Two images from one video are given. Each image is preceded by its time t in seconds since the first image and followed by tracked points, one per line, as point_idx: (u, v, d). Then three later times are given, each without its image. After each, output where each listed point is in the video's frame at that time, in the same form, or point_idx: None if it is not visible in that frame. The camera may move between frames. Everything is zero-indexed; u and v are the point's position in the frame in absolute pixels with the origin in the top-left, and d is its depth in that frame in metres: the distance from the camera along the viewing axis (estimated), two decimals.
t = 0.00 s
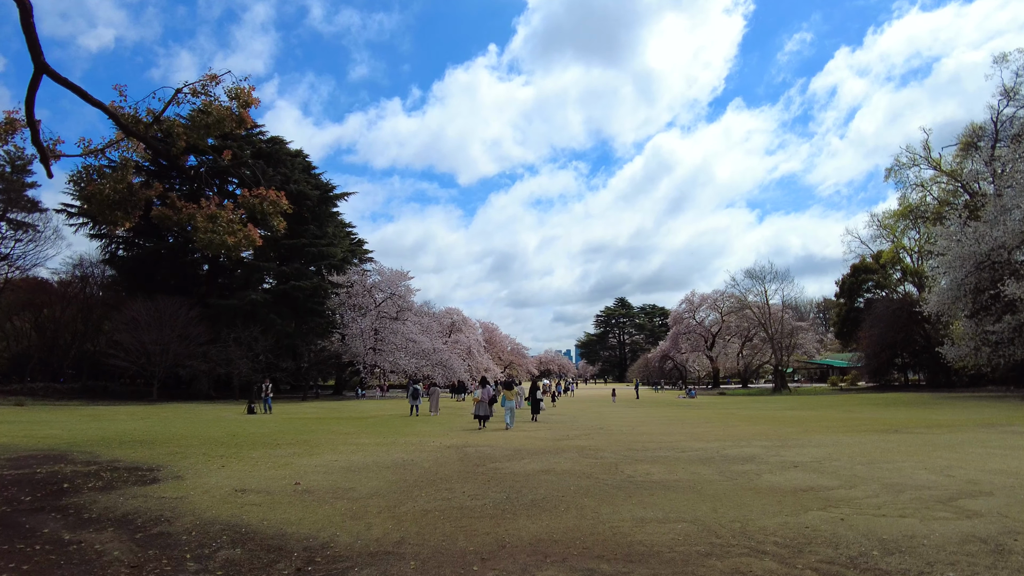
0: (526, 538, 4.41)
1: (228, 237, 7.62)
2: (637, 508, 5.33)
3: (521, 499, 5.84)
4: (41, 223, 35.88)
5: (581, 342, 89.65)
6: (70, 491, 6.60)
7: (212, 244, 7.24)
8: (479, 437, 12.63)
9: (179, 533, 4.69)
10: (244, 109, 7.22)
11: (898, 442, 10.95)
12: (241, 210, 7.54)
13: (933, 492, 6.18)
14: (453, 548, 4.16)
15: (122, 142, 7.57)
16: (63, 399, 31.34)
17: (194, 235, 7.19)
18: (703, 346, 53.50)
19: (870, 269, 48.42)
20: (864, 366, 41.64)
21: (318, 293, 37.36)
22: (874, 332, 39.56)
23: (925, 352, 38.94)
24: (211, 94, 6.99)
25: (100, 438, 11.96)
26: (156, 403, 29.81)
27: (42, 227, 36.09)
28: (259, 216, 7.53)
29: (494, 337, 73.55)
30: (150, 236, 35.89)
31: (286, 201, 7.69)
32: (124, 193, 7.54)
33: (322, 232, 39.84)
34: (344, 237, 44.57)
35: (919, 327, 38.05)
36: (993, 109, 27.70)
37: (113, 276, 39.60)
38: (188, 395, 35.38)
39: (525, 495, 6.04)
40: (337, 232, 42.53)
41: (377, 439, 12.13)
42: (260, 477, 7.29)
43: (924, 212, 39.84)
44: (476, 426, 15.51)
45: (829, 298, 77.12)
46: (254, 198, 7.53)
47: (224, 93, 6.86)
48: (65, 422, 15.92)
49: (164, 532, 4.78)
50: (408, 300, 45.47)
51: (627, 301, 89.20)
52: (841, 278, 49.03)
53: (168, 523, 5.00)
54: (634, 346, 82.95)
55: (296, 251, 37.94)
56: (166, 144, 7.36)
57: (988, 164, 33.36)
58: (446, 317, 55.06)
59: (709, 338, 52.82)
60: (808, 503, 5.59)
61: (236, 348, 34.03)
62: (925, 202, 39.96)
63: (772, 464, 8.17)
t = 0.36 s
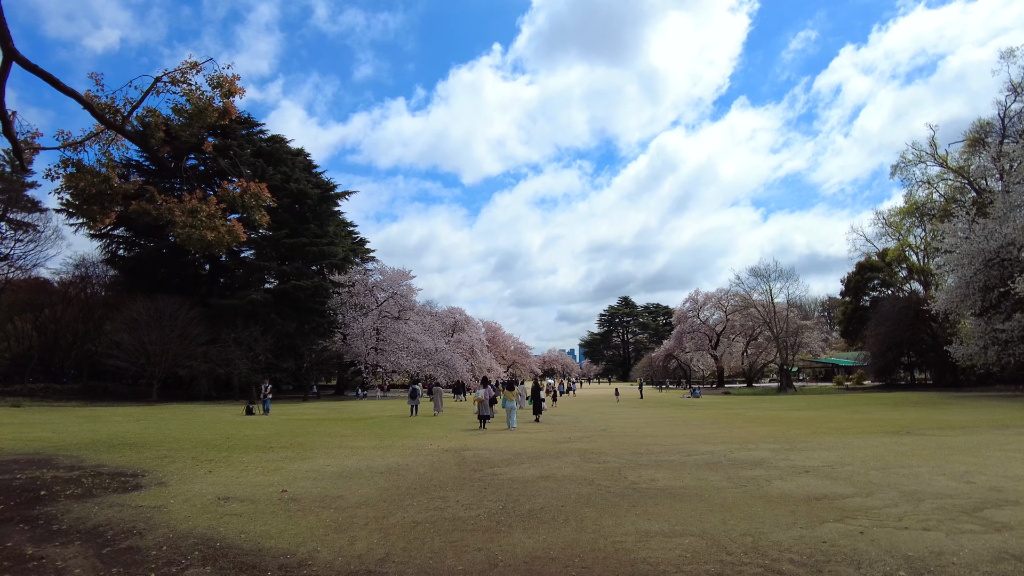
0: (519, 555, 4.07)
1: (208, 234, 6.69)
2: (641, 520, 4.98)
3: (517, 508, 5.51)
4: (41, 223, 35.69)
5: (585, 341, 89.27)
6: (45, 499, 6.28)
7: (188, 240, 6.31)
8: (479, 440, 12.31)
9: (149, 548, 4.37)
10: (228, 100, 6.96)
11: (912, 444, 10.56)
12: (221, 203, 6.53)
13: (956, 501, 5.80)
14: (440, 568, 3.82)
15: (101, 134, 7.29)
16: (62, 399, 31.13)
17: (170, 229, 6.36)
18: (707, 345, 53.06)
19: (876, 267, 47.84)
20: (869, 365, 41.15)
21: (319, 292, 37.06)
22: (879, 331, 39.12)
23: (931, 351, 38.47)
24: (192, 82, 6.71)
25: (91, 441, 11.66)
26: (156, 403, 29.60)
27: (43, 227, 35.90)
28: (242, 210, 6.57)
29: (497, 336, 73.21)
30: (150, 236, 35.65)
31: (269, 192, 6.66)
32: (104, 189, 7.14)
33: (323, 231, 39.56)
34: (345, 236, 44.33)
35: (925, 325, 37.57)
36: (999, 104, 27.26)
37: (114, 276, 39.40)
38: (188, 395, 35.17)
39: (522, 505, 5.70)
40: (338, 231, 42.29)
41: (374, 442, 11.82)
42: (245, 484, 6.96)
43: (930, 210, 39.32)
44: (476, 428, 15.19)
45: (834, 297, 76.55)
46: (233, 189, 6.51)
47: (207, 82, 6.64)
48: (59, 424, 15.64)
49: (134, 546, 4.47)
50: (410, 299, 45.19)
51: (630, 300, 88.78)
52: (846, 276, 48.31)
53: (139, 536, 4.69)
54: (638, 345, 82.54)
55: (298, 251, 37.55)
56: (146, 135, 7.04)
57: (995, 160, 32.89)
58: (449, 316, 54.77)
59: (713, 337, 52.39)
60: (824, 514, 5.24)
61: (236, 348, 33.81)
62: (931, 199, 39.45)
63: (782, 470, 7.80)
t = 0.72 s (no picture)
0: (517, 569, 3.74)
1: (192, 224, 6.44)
2: (649, 530, 4.63)
3: (517, 517, 5.16)
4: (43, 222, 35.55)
5: (590, 341, 88.80)
6: (22, 504, 5.98)
7: (169, 230, 6.10)
8: (480, 441, 12.01)
9: (118, 559, 4.07)
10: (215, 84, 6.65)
11: (927, 446, 10.20)
12: (203, 191, 6.30)
13: (984, 508, 5.44)
14: None
15: (85, 121, 7.05)
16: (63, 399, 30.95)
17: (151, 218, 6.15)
18: (713, 345, 52.58)
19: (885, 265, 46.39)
20: (877, 365, 40.53)
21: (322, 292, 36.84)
22: (888, 330, 38.53)
23: (938, 351, 37.95)
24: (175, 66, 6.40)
25: (83, 441, 11.40)
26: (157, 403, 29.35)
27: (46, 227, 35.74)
28: (225, 199, 6.36)
29: (501, 336, 72.87)
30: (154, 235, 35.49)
31: (255, 180, 6.40)
32: (87, 178, 6.90)
33: (326, 230, 39.35)
34: (348, 236, 44.11)
35: (935, 326, 36.97)
36: (1010, 99, 26.72)
37: (117, 276, 39.28)
38: (190, 395, 34.95)
39: (523, 513, 5.35)
40: (341, 230, 42.07)
41: (373, 443, 11.51)
42: (233, 489, 6.65)
43: (938, 208, 38.71)
44: (478, 428, 14.88)
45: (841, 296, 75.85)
46: (215, 175, 6.27)
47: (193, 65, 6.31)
48: (54, 424, 15.36)
49: (105, 557, 4.16)
50: (413, 298, 44.94)
51: (636, 299, 88.39)
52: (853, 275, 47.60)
53: (110, 545, 4.38)
54: (643, 345, 82.14)
55: (301, 250, 37.24)
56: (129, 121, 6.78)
57: (1005, 157, 32.28)
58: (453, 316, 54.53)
59: (719, 338, 51.93)
60: (846, 523, 4.87)
61: (237, 348, 33.55)
62: (940, 197, 38.83)
63: (797, 473, 7.45)
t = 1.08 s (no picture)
0: None
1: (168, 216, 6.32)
2: (653, 545, 4.26)
3: (511, 529, 4.81)
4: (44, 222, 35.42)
5: (594, 341, 88.33)
6: None
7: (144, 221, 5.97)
8: (479, 444, 11.68)
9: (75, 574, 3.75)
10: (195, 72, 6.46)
11: (943, 449, 9.80)
12: (181, 182, 6.21)
13: (1014, 519, 5.05)
14: None
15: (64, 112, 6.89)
16: (62, 400, 30.70)
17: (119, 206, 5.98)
18: (718, 345, 52.12)
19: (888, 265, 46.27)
20: (884, 365, 39.95)
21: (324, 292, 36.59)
22: (895, 330, 37.97)
23: (946, 350, 37.40)
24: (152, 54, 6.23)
25: (72, 444, 11.11)
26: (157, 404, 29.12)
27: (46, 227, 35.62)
28: (203, 189, 6.28)
29: (504, 336, 72.51)
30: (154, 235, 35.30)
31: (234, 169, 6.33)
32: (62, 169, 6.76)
33: (327, 230, 39.10)
34: (350, 236, 43.89)
35: (942, 325, 36.43)
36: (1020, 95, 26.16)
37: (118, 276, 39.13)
38: (190, 397, 34.74)
39: (517, 523, 5.01)
40: (343, 230, 41.82)
41: (369, 445, 11.19)
42: (216, 495, 6.32)
43: (945, 207, 38.13)
44: (478, 431, 14.55)
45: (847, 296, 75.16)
46: (192, 165, 6.19)
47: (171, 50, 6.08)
48: (47, 426, 15.09)
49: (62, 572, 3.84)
50: (415, 298, 44.64)
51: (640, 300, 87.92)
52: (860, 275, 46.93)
53: (71, 559, 4.07)
54: (647, 346, 81.67)
55: (302, 250, 36.94)
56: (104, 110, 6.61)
57: (1014, 154, 31.70)
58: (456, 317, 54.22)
59: (724, 338, 51.47)
60: (866, 536, 4.49)
61: (238, 348, 33.29)
62: (947, 195, 38.23)
63: (809, 479, 7.08)
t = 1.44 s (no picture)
0: None
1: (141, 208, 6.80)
2: (655, 563, 3.89)
3: (502, 544, 4.46)
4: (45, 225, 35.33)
5: (599, 343, 87.81)
6: None
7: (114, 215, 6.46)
8: (478, 448, 11.33)
9: None
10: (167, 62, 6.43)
11: (961, 453, 9.37)
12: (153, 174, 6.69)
13: None
14: None
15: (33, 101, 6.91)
16: (63, 403, 30.52)
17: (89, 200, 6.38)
18: (723, 346, 51.57)
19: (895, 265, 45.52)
20: (892, 366, 39.32)
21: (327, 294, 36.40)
22: (902, 330, 37.35)
23: (955, 350, 36.78)
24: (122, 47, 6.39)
25: (61, 449, 10.83)
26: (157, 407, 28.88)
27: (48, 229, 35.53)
28: (174, 178, 6.70)
29: (509, 338, 72.12)
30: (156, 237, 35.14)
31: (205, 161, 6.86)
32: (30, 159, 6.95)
33: (329, 231, 38.85)
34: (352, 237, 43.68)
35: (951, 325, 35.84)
36: None
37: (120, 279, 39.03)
38: (192, 400, 34.54)
39: (509, 537, 4.66)
40: (345, 232, 41.57)
41: (364, 451, 10.84)
42: (195, 505, 5.99)
43: (952, 205, 37.50)
44: (478, 434, 14.19)
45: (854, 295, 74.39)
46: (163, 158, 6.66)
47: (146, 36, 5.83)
48: (39, 430, 14.83)
49: None
50: (418, 300, 44.34)
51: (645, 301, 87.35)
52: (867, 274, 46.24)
53: None
54: (653, 347, 81.10)
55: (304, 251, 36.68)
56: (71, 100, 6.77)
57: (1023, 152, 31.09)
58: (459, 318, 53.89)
59: (730, 339, 50.94)
60: (888, 553, 4.11)
61: (239, 351, 32.95)
62: (954, 193, 37.58)
63: (823, 487, 6.68)
